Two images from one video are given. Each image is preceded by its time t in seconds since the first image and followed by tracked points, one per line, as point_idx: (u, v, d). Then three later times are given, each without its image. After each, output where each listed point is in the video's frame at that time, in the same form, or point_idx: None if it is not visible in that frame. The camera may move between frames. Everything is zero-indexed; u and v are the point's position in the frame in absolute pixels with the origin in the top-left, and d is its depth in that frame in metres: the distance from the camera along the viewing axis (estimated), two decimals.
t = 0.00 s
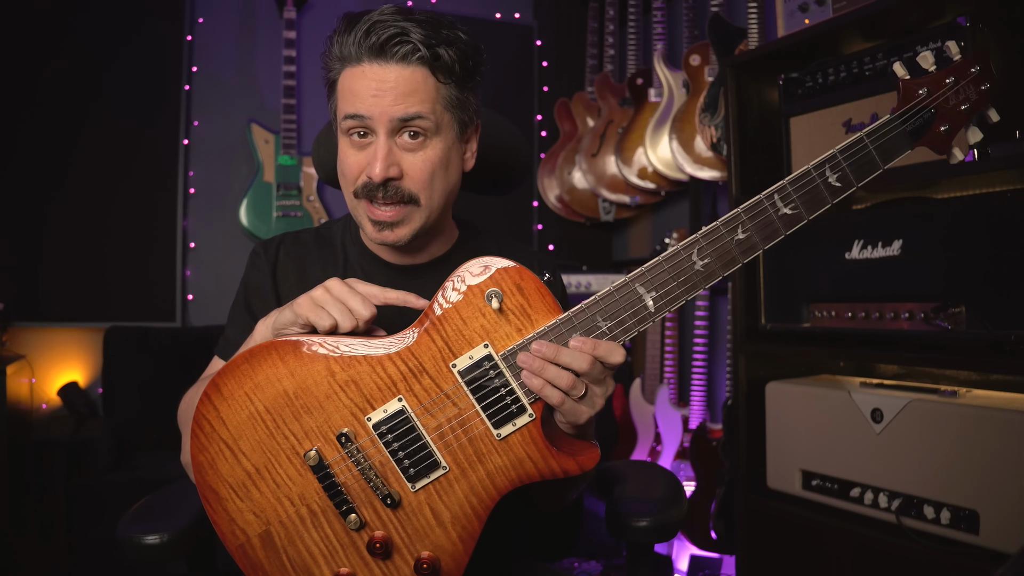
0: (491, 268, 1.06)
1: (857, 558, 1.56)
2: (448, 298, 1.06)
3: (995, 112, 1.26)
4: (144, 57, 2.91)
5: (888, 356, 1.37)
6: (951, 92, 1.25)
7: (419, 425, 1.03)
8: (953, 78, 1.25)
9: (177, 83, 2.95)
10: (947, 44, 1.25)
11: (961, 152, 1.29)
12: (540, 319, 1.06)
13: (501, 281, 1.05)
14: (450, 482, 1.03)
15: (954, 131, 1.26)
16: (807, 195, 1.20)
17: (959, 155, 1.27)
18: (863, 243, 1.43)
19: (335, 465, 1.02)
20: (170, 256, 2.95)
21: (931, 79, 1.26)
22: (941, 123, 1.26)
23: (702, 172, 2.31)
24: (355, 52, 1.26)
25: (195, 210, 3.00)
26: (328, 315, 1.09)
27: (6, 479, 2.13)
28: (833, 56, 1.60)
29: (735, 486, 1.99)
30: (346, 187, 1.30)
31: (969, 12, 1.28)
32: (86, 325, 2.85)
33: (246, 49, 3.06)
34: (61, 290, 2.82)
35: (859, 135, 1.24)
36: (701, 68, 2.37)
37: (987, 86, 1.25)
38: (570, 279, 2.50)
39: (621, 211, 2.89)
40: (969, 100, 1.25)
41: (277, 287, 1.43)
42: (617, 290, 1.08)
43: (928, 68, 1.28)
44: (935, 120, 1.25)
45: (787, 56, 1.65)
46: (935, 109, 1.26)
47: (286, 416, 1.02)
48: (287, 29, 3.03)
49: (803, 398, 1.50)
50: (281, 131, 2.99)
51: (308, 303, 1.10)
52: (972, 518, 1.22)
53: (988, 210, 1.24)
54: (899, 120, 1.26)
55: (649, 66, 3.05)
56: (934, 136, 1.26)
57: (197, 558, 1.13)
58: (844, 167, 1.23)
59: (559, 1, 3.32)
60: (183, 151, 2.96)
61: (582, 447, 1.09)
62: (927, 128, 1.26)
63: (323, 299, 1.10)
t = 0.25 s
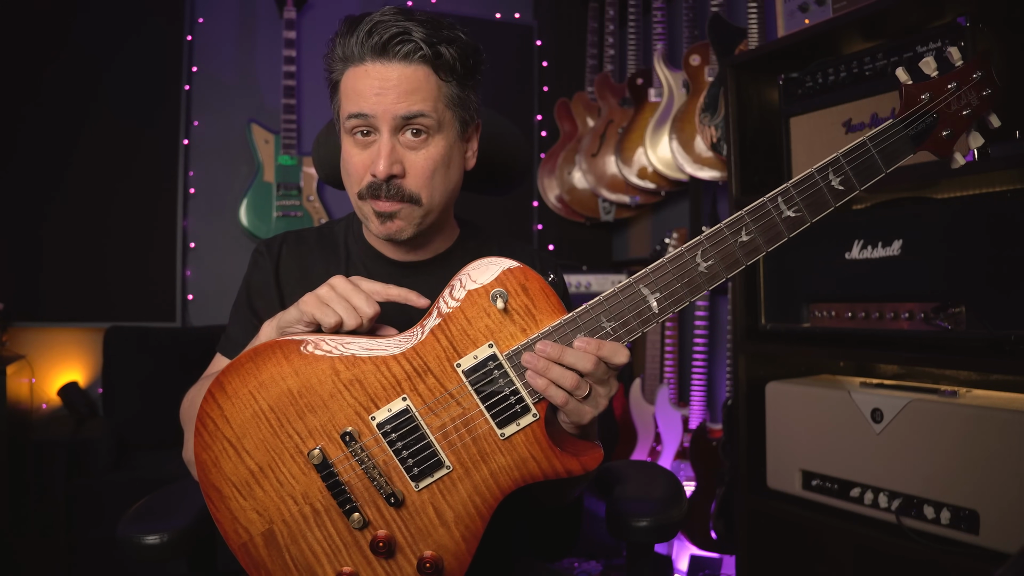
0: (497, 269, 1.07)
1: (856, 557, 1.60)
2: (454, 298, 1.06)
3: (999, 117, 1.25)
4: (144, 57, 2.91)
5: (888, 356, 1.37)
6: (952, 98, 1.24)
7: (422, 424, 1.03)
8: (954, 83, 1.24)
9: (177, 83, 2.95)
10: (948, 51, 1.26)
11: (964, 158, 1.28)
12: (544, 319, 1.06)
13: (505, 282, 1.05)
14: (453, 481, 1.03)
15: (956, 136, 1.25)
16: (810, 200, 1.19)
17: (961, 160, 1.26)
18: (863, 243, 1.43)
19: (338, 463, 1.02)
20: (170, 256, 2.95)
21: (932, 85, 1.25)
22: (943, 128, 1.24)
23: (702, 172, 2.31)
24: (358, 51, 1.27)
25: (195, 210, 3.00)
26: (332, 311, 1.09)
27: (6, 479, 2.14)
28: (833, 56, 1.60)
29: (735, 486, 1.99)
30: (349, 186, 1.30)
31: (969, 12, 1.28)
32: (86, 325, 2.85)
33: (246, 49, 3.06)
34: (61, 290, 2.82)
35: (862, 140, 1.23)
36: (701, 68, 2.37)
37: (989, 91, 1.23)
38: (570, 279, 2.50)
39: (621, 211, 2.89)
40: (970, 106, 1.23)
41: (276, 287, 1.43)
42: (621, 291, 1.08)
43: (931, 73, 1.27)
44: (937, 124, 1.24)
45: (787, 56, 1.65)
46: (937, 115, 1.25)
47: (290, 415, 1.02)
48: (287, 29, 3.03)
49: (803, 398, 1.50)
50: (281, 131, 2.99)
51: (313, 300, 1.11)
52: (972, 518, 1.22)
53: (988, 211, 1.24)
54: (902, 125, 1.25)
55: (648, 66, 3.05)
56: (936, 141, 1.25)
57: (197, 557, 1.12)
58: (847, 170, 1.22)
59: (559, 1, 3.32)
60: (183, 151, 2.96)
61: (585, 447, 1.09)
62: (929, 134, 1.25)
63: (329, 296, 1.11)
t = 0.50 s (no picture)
0: (497, 269, 1.07)
1: (857, 557, 1.63)
2: (456, 297, 1.07)
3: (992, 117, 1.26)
4: (144, 57, 2.91)
5: (888, 356, 1.37)
6: (948, 98, 1.24)
7: (422, 423, 1.03)
8: (950, 84, 1.24)
9: (177, 83, 2.95)
10: (945, 52, 1.24)
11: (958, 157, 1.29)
12: (543, 318, 1.06)
13: (505, 281, 1.06)
14: (453, 480, 1.03)
15: (951, 135, 1.26)
16: (808, 199, 1.20)
17: (956, 159, 1.27)
18: (863, 243, 1.43)
19: (338, 462, 1.02)
20: (170, 256, 2.95)
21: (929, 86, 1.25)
22: (939, 128, 1.26)
23: (702, 172, 2.31)
24: (364, 50, 1.26)
25: (195, 210, 3.00)
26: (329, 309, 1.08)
27: (6, 479, 2.14)
28: (833, 56, 1.60)
29: (735, 486, 1.99)
30: (354, 183, 1.30)
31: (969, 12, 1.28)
32: (86, 325, 2.85)
33: (246, 49, 3.06)
34: (61, 290, 2.82)
35: (858, 140, 1.24)
36: (700, 68, 2.37)
37: (984, 92, 1.24)
38: (570, 279, 2.50)
39: (621, 211, 2.89)
40: (966, 106, 1.24)
41: (275, 288, 1.42)
42: (620, 290, 1.08)
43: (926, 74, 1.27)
44: (933, 125, 1.26)
45: (787, 57, 1.65)
46: (932, 115, 1.26)
47: (290, 413, 1.02)
48: (287, 29, 3.03)
49: (803, 398, 1.50)
50: (281, 131, 2.99)
51: (309, 298, 1.10)
52: (971, 518, 1.22)
53: (988, 211, 1.24)
54: (898, 124, 1.26)
55: (648, 66, 3.05)
56: (931, 141, 1.26)
57: (197, 557, 1.12)
58: (843, 169, 1.23)
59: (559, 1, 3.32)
60: (183, 151, 2.95)
61: (584, 445, 1.09)
62: (924, 134, 1.26)
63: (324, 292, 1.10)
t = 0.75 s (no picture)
0: (497, 268, 1.07)
1: (856, 558, 1.62)
2: (456, 296, 1.07)
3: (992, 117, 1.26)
4: (144, 57, 2.91)
5: (888, 356, 1.37)
6: (948, 99, 1.24)
7: (422, 422, 1.03)
8: (950, 84, 1.24)
9: (177, 83, 2.95)
10: (946, 51, 1.24)
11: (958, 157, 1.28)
12: (543, 317, 1.06)
13: (506, 280, 1.06)
14: (453, 479, 1.03)
15: (952, 136, 1.26)
16: (808, 199, 1.20)
17: (957, 160, 1.26)
18: (863, 243, 1.43)
19: (338, 461, 1.02)
20: (170, 256, 2.95)
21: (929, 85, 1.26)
22: (939, 129, 1.26)
23: (702, 172, 2.31)
24: (394, 48, 1.26)
25: (195, 210, 3.00)
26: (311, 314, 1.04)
27: (7, 479, 2.14)
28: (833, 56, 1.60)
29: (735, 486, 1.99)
30: (374, 183, 1.28)
31: (969, 12, 1.27)
32: (86, 325, 2.85)
33: (246, 49, 3.06)
34: (61, 290, 2.82)
35: (858, 140, 1.24)
36: (701, 68, 2.37)
37: (984, 93, 1.24)
38: (570, 279, 2.50)
39: (621, 211, 2.89)
40: (966, 107, 1.24)
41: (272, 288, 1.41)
42: (620, 290, 1.08)
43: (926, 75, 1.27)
44: (933, 125, 1.26)
45: (787, 56, 1.65)
46: (933, 115, 1.26)
47: (290, 412, 1.02)
48: (287, 29, 3.03)
49: (803, 399, 1.50)
50: (281, 131, 2.99)
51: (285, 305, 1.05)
52: (971, 518, 1.22)
53: (988, 211, 1.24)
54: (899, 124, 1.26)
55: (649, 66, 3.05)
56: (932, 141, 1.26)
57: (197, 557, 1.12)
58: (844, 170, 1.23)
59: (559, 1, 3.32)
60: (183, 151, 2.96)
61: (584, 445, 1.09)
62: (924, 134, 1.26)
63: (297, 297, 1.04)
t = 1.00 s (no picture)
0: (502, 269, 1.07)
1: (856, 558, 1.66)
2: (457, 296, 1.07)
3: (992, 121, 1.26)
4: (144, 57, 2.91)
5: (888, 356, 1.37)
6: (948, 104, 1.25)
7: (427, 422, 1.04)
8: (950, 89, 1.25)
9: (177, 83, 2.95)
10: (947, 56, 1.25)
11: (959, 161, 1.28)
12: (547, 318, 1.06)
13: (509, 281, 1.06)
14: (456, 479, 1.03)
15: (952, 140, 1.26)
16: (810, 202, 1.20)
17: (957, 164, 1.26)
18: (863, 243, 1.43)
19: (341, 461, 1.02)
20: (170, 256, 2.95)
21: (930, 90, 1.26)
22: (940, 133, 1.26)
23: (702, 171, 2.31)
24: (389, 48, 1.27)
25: (195, 210, 3.00)
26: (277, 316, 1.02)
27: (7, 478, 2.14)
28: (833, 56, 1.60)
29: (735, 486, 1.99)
30: (367, 180, 1.29)
31: (970, 12, 1.27)
32: (86, 325, 2.85)
33: (246, 49, 3.06)
34: (61, 290, 2.82)
35: (860, 144, 1.25)
36: (701, 68, 2.37)
37: (984, 98, 1.23)
38: (570, 279, 2.50)
39: (621, 211, 2.89)
40: (966, 112, 1.25)
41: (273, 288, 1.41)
42: (623, 292, 1.09)
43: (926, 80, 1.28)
44: (934, 130, 1.26)
45: (787, 57, 1.65)
46: (933, 120, 1.26)
47: (293, 413, 1.02)
48: (287, 28, 3.03)
49: (804, 399, 1.50)
50: (281, 131, 2.99)
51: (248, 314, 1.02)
52: (972, 518, 1.22)
53: (987, 211, 1.24)
54: (900, 129, 1.27)
55: (649, 66, 3.05)
56: (933, 146, 1.26)
57: (198, 558, 1.12)
58: (846, 173, 1.24)
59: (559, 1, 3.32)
60: (183, 151, 2.96)
61: (586, 445, 1.10)
62: (926, 138, 1.27)
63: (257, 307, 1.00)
